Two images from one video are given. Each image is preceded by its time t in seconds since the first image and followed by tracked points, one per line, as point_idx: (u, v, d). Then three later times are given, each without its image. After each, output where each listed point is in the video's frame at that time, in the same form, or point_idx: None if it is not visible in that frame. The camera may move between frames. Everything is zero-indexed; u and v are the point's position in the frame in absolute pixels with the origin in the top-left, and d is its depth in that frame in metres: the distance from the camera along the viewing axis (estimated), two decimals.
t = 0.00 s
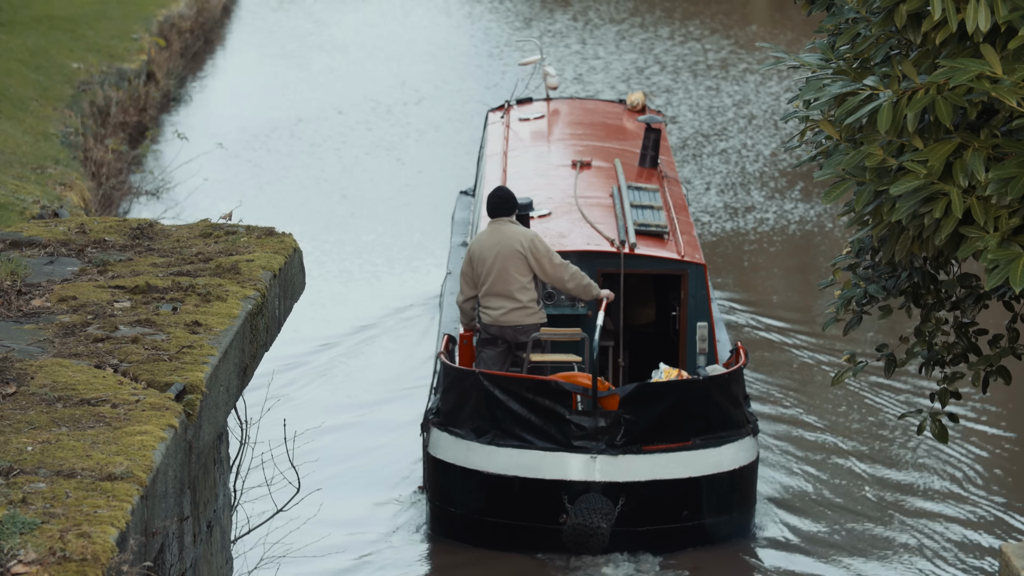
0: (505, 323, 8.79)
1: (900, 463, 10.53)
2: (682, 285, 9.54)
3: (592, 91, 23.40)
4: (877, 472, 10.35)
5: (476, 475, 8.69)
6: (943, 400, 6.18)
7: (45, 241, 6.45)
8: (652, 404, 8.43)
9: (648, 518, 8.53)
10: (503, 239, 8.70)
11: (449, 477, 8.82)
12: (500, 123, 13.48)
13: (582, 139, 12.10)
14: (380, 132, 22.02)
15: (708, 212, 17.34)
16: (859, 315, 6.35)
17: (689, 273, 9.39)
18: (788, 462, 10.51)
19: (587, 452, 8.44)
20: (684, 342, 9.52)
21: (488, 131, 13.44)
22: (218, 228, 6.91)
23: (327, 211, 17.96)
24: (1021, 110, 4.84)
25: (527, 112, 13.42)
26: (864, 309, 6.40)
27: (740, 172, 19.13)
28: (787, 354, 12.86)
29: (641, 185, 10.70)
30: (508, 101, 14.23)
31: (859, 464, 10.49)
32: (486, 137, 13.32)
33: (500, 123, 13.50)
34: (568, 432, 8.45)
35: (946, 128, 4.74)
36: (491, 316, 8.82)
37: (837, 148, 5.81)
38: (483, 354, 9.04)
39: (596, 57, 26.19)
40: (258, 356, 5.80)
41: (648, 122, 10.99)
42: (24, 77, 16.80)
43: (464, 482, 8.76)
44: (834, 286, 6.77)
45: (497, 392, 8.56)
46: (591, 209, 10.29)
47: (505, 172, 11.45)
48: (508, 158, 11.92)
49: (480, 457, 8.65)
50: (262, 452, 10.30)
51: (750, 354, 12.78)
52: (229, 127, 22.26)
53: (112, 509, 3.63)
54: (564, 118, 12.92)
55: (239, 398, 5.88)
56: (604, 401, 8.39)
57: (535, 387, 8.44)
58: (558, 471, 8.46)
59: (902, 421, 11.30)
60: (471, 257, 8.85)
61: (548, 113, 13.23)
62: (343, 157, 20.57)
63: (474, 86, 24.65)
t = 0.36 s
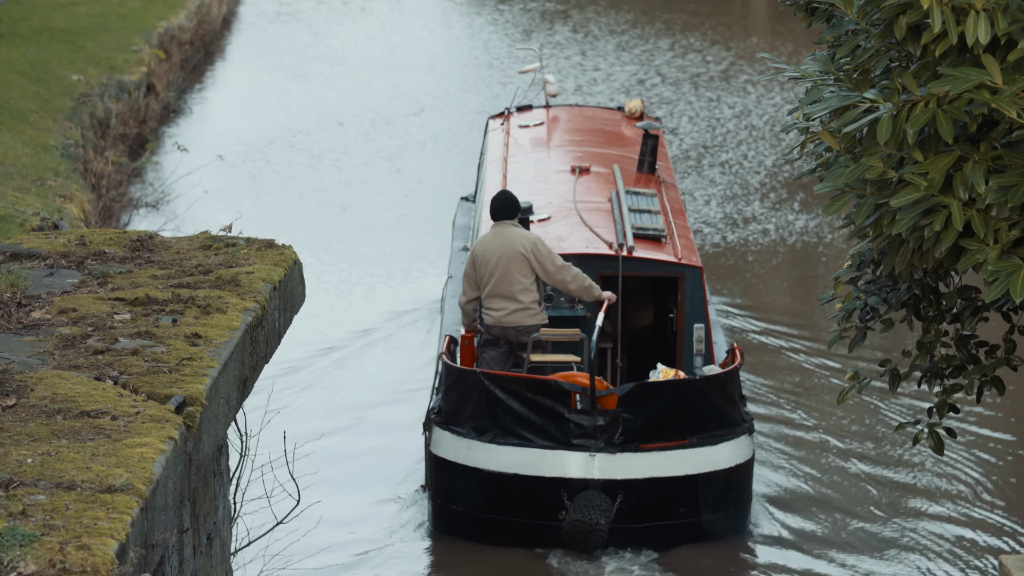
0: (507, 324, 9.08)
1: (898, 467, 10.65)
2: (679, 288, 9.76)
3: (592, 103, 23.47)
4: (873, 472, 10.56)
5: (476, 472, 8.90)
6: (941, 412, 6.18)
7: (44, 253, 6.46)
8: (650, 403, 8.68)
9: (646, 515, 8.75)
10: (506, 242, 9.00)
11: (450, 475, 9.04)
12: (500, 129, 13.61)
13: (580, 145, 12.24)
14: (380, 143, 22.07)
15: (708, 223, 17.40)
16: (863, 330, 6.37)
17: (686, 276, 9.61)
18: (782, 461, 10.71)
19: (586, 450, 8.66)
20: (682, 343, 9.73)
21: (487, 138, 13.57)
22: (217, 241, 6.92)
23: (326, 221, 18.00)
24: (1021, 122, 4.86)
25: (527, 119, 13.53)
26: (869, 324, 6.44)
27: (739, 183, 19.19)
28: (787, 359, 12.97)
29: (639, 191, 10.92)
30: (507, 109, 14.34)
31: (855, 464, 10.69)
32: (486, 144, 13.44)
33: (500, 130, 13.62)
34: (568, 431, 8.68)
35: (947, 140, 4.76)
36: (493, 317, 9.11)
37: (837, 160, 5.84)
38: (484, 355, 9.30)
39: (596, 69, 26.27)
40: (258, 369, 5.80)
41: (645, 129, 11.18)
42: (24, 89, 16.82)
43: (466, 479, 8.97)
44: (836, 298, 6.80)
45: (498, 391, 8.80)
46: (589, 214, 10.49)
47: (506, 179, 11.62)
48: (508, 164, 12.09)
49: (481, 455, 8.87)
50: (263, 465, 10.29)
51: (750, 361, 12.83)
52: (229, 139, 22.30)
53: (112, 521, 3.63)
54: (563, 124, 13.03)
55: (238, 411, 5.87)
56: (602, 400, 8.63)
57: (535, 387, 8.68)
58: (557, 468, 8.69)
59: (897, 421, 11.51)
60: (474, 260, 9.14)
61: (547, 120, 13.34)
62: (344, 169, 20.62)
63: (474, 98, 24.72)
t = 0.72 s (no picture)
0: (509, 325, 9.26)
1: (893, 467, 10.77)
2: (677, 291, 9.91)
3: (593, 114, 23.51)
4: (869, 472, 10.69)
5: (478, 471, 9.07)
6: (942, 424, 6.19)
7: (44, 266, 6.47)
8: (648, 403, 8.83)
9: (644, 513, 8.91)
10: (510, 245, 9.20)
11: (453, 473, 9.20)
12: (500, 137, 13.68)
13: (579, 152, 12.33)
14: (381, 155, 22.12)
15: (709, 234, 17.44)
16: (864, 343, 6.37)
17: (685, 279, 9.76)
18: (778, 461, 10.86)
19: (586, 449, 8.82)
20: (680, 345, 9.89)
21: (488, 145, 13.65)
22: (217, 253, 6.94)
23: (326, 233, 18.04)
24: (1021, 135, 4.86)
25: (527, 126, 13.59)
26: (869, 337, 6.44)
27: (740, 194, 19.23)
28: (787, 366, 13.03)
29: (637, 197, 11.03)
30: (508, 116, 14.40)
31: (851, 464, 10.83)
32: (486, 151, 13.52)
33: (501, 137, 13.69)
34: (568, 430, 8.83)
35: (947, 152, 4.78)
36: (495, 319, 9.29)
37: (838, 171, 5.86)
38: (486, 357, 9.49)
39: (597, 81, 26.33)
40: (258, 382, 5.80)
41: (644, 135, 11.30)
42: (24, 102, 16.85)
43: (468, 478, 9.13)
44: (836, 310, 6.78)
45: (499, 391, 8.96)
46: (588, 219, 10.61)
47: (506, 185, 11.72)
48: (508, 171, 12.18)
49: (483, 454, 9.03)
50: (263, 477, 10.26)
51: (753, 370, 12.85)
52: (229, 152, 22.33)
53: (112, 534, 3.64)
54: (562, 131, 13.09)
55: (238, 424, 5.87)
56: (601, 400, 8.78)
57: (536, 387, 8.84)
58: (558, 467, 8.83)
59: (894, 423, 11.63)
60: (477, 262, 9.33)
61: (547, 127, 13.40)
62: (345, 181, 20.67)
63: (475, 110, 24.77)
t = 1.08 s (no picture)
0: (511, 327, 9.32)
1: (891, 469, 10.88)
2: (675, 294, 10.05)
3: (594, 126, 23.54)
4: (866, 473, 10.80)
5: (480, 469, 9.15)
6: (943, 437, 6.18)
7: (45, 278, 6.48)
8: (648, 403, 8.93)
9: (644, 510, 9.02)
10: (513, 248, 9.27)
11: (455, 472, 9.28)
12: (500, 144, 13.72)
13: (579, 158, 12.37)
14: (382, 167, 22.16)
15: (709, 245, 17.46)
16: (862, 353, 6.37)
17: (683, 283, 9.90)
18: (775, 461, 10.98)
19: (587, 448, 8.91)
20: (678, 348, 10.02)
21: (488, 152, 13.69)
22: (218, 265, 6.95)
23: (326, 244, 18.06)
24: (1021, 147, 4.88)
25: (527, 133, 13.63)
26: (867, 348, 6.45)
27: (740, 206, 19.26)
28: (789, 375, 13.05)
29: (637, 202, 11.08)
30: (508, 124, 14.43)
31: (848, 465, 10.94)
32: (487, 158, 13.56)
33: (501, 144, 13.74)
34: (569, 430, 8.92)
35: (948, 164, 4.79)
36: (498, 320, 9.35)
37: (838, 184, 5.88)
38: (489, 357, 9.55)
39: (597, 93, 26.39)
40: (258, 394, 5.80)
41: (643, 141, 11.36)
42: (25, 114, 16.89)
43: (470, 476, 9.22)
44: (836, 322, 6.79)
45: (501, 391, 9.05)
46: (588, 223, 10.66)
47: (506, 191, 11.76)
48: (509, 177, 12.22)
49: (486, 453, 9.12)
50: (262, 488, 10.24)
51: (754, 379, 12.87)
52: (229, 163, 22.37)
53: (112, 545, 3.64)
54: (562, 138, 13.13)
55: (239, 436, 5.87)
56: (602, 400, 8.89)
57: (537, 387, 8.93)
58: (559, 465, 8.93)
59: (891, 426, 11.76)
60: (480, 265, 9.40)
61: (546, 134, 13.45)
62: (344, 192, 20.71)
63: (475, 122, 24.82)
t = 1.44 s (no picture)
0: (514, 329, 9.45)
1: (890, 469, 10.99)
2: (675, 297, 10.05)
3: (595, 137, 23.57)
4: (865, 474, 10.91)
5: (484, 468, 9.23)
6: (944, 448, 6.18)
7: (47, 289, 6.50)
8: (648, 403, 9.00)
9: (645, 508, 9.07)
10: (513, 252, 9.36)
11: (460, 471, 9.36)
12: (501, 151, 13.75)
13: (580, 165, 12.41)
14: (383, 178, 22.19)
15: (711, 256, 17.48)
16: (865, 366, 6.38)
17: (683, 285, 9.89)
18: (774, 463, 11.08)
19: (588, 447, 8.98)
20: (678, 350, 10.04)
21: (489, 160, 13.72)
22: (219, 276, 6.97)
23: (326, 255, 18.08)
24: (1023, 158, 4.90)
25: (527, 141, 13.67)
26: (870, 360, 6.45)
27: (742, 217, 19.29)
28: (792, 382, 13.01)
29: (637, 207, 11.11)
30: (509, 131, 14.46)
31: (846, 467, 11.05)
32: (488, 165, 13.59)
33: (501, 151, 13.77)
34: (571, 429, 8.99)
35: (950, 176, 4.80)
36: (501, 322, 9.48)
37: (839, 196, 5.90)
38: (493, 359, 9.69)
39: (598, 104, 26.43)
40: (258, 407, 5.80)
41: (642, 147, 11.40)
42: (26, 126, 16.93)
43: (474, 475, 9.29)
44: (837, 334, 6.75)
45: (504, 391, 9.13)
46: (589, 228, 10.69)
47: (507, 198, 11.79)
48: (510, 183, 12.25)
49: (489, 452, 9.19)
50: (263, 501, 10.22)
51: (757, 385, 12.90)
52: (230, 175, 22.41)
53: (114, 558, 3.65)
54: (562, 145, 13.16)
55: (239, 448, 5.86)
56: (603, 400, 8.95)
57: (539, 387, 9.01)
58: (562, 463, 9.00)
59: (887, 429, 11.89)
60: (481, 268, 9.50)
61: (547, 141, 13.48)
62: (345, 204, 20.71)
63: (477, 134, 24.86)
